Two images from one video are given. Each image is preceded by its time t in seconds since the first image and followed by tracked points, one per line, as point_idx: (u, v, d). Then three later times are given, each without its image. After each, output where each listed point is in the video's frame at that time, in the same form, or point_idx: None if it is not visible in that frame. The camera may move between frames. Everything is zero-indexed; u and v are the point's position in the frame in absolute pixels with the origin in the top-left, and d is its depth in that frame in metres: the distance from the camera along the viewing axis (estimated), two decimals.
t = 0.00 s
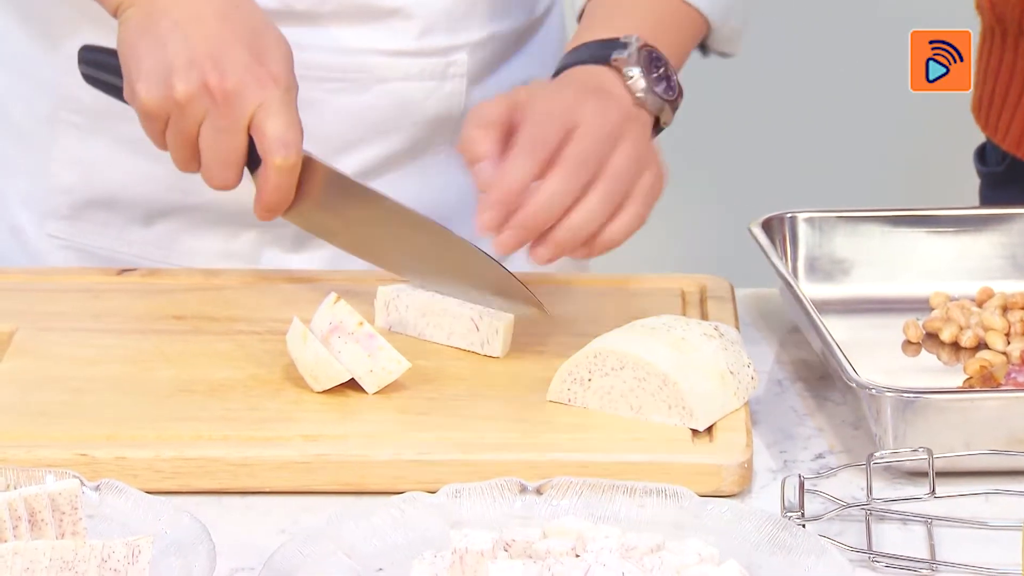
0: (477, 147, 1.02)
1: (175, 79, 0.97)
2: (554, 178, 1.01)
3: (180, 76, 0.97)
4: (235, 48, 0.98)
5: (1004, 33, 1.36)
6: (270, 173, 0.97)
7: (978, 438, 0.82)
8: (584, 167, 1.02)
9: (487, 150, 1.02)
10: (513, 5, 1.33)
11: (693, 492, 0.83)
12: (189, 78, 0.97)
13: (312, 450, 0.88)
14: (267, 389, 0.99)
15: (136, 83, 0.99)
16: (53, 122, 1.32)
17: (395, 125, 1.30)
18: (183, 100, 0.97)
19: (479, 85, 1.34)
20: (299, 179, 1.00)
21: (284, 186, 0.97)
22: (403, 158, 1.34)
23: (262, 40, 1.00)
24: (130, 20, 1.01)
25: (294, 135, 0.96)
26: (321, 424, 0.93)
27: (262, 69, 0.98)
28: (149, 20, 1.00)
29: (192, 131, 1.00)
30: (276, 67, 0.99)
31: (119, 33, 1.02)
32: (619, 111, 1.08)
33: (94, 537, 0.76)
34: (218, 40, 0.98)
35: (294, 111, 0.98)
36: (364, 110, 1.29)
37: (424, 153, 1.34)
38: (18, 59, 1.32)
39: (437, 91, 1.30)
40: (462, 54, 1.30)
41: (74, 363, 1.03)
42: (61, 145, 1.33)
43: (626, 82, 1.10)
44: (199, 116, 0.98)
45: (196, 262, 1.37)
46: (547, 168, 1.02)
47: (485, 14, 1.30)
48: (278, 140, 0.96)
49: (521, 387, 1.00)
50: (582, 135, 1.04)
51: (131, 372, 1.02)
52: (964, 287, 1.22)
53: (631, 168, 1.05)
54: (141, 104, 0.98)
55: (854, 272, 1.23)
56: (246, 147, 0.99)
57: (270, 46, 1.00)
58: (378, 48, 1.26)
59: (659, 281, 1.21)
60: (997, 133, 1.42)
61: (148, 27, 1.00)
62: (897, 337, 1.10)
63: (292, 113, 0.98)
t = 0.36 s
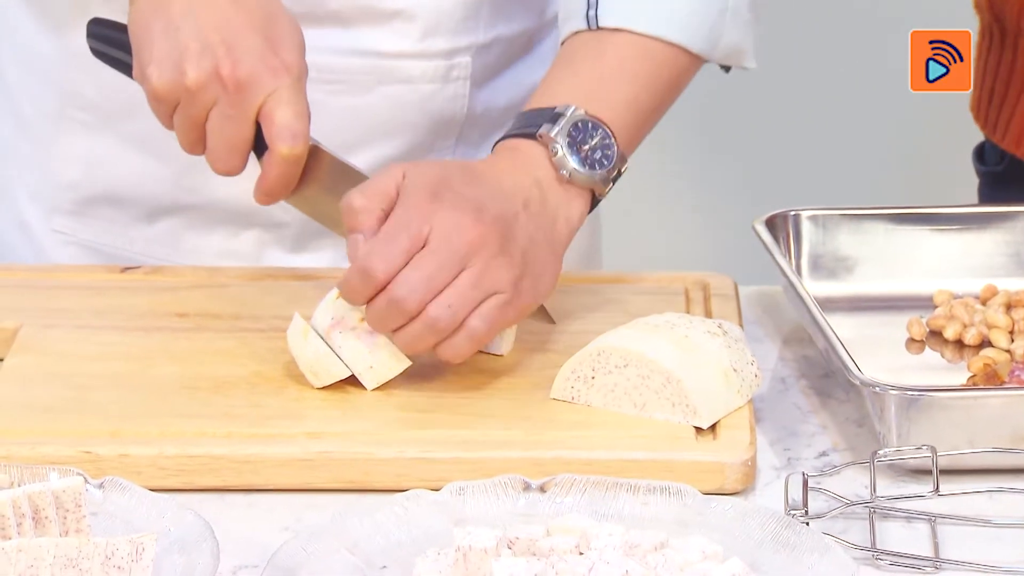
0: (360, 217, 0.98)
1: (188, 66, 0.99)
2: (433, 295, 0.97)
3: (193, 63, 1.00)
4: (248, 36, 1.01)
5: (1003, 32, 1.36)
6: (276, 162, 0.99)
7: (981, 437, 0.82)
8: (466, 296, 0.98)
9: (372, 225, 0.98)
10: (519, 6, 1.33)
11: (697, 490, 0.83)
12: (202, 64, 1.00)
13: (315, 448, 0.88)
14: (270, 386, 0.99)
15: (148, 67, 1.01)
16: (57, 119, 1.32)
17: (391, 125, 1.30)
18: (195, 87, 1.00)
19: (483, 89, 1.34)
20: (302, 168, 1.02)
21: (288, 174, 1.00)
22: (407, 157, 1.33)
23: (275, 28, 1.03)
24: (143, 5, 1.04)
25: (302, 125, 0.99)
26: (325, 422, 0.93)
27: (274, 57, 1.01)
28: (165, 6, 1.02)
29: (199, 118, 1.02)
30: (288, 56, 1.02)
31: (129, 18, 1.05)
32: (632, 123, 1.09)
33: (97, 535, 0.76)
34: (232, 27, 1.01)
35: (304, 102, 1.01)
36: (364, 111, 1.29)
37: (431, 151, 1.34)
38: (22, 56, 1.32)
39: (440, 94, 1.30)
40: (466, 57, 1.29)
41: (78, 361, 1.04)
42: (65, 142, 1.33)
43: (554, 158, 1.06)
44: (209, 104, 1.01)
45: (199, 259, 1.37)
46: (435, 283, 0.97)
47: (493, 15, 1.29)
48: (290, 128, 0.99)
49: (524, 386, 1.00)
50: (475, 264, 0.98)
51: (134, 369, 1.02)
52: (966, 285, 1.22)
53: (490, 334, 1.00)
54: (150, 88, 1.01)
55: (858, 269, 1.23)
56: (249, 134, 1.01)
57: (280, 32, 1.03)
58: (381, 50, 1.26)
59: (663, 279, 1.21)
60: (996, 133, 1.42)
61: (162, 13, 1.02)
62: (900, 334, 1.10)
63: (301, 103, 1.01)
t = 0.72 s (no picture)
0: (373, 227, 1.00)
1: (206, 49, 0.98)
2: (453, 309, 0.98)
3: (213, 46, 0.97)
4: (269, 20, 0.99)
5: (1002, 31, 1.36)
6: (287, 152, 0.99)
7: (984, 434, 0.82)
8: (486, 309, 0.99)
9: (387, 238, 1.00)
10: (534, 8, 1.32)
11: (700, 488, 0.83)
12: (222, 47, 0.98)
13: (318, 445, 0.88)
14: (273, 384, 0.99)
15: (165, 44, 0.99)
16: (62, 117, 1.32)
17: (409, 126, 1.30)
18: (212, 70, 0.98)
19: (501, 89, 1.34)
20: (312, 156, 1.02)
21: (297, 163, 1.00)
22: (419, 162, 1.33)
23: (293, 9, 1.01)
24: None
25: (317, 117, 0.99)
26: (328, 419, 0.93)
27: (291, 44, 0.99)
28: None
29: (211, 99, 1.01)
30: (305, 45, 1.01)
31: None
32: (643, 142, 1.09)
33: (99, 532, 0.76)
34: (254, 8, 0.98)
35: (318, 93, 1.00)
36: (378, 116, 1.29)
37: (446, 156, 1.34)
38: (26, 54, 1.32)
39: (456, 96, 1.30)
40: (482, 59, 1.29)
41: (80, 358, 1.04)
42: (68, 140, 1.33)
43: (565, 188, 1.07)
44: (223, 86, 1.00)
45: (201, 256, 1.37)
46: (456, 295, 0.98)
47: (507, 16, 1.29)
48: (305, 122, 0.98)
49: (527, 383, 1.00)
50: (494, 278, 0.99)
51: (137, 366, 1.02)
52: (968, 281, 1.22)
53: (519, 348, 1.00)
54: (166, 66, 0.99)
55: (861, 267, 1.23)
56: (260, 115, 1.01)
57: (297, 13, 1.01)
58: (391, 52, 1.26)
59: (665, 275, 1.21)
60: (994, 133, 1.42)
61: None
62: (903, 332, 1.10)
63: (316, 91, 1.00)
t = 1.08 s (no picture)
0: (351, 249, 1.03)
1: (178, 149, 1.11)
2: (441, 281, 0.98)
3: (181, 146, 1.11)
4: (231, 119, 1.12)
5: (1005, 31, 1.36)
6: (269, 229, 1.11)
7: (988, 431, 0.82)
8: (475, 275, 0.98)
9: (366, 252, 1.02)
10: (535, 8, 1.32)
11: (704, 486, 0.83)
12: (190, 146, 1.11)
13: (322, 443, 0.88)
14: (277, 381, 0.99)
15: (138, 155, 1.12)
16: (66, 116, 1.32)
17: (421, 127, 1.29)
18: (185, 168, 1.11)
19: (508, 91, 1.34)
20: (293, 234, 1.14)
21: (281, 238, 1.12)
22: (426, 163, 1.33)
23: (254, 105, 1.14)
24: (124, 96, 1.14)
25: (292, 192, 1.11)
26: (332, 417, 0.93)
27: (259, 131, 1.13)
28: (143, 97, 1.13)
29: (189, 200, 1.14)
30: (271, 131, 1.13)
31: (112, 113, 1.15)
32: (633, 143, 1.10)
33: (103, 530, 0.76)
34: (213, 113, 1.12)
35: (289, 170, 1.12)
36: (388, 117, 1.28)
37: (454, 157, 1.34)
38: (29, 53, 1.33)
39: (461, 97, 1.30)
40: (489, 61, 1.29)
41: (84, 356, 1.04)
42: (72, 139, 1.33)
43: (543, 194, 1.07)
44: (201, 184, 1.13)
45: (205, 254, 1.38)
46: (441, 271, 0.99)
47: (511, 15, 1.29)
48: (280, 199, 1.10)
49: (531, 381, 1.00)
50: (481, 252, 1.00)
51: (141, 364, 1.02)
52: (972, 279, 1.22)
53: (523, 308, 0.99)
54: (144, 179, 1.12)
55: (865, 265, 1.23)
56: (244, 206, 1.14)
57: (264, 113, 1.15)
58: (398, 53, 1.26)
59: (670, 273, 1.21)
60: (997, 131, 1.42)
61: (144, 102, 1.13)
62: (907, 329, 1.10)
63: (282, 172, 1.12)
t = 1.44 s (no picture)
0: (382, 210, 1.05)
1: (154, 160, 1.07)
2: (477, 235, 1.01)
3: (157, 156, 1.07)
4: (201, 117, 1.06)
5: (1007, 28, 1.36)
6: (260, 228, 1.03)
7: (992, 429, 0.82)
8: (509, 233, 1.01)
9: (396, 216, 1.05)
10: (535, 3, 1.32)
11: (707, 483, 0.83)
12: (165, 155, 1.07)
13: (325, 440, 0.88)
14: (281, 378, 0.99)
15: (120, 173, 1.10)
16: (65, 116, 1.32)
17: (409, 120, 1.28)
18: (167, 178, 1.07)
19: (501, 86, 1.33)
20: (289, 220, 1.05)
21: (274, 232, 1.03)
22: (420, 159, 1.32)
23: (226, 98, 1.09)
24: (99, 115, 1.11)
25: (273, 186, 1.03)
26: (336, 414, 0.93)
27: (233, 126, 1.07)
28: (117, 115, 1.10)
29: (184, 205, 1.09)
30: (245, 121, 1.07)
31: (91, 134, 1.13)
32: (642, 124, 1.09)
33: (106, 528, 0.76)
34: (181, 114, 1.07)
35: (267, 160, 1.05)
36: (375, 108, 1.27)
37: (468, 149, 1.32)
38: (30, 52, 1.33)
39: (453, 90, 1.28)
40: (478, 53, 1.28)
41: (88, 353, 1.04)
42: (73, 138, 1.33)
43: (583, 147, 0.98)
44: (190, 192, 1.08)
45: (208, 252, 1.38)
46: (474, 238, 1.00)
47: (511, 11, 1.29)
48: (261, 192, 1.02)
49: (534, 377, 1.00)
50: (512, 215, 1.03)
51: (144, 361, 1.02)
52: (976, 276, 1.22)
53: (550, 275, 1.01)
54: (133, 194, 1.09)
55: (868, 263, 1.23)
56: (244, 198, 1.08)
57: (233, 101, 1.09)
58: (389, 45, 1.25)
59: (673, 271, 1.21)
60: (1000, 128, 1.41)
61: (117, 117, 1.10)
62: (910, 327, 1.10)
63: (265, 162, 1.05)
